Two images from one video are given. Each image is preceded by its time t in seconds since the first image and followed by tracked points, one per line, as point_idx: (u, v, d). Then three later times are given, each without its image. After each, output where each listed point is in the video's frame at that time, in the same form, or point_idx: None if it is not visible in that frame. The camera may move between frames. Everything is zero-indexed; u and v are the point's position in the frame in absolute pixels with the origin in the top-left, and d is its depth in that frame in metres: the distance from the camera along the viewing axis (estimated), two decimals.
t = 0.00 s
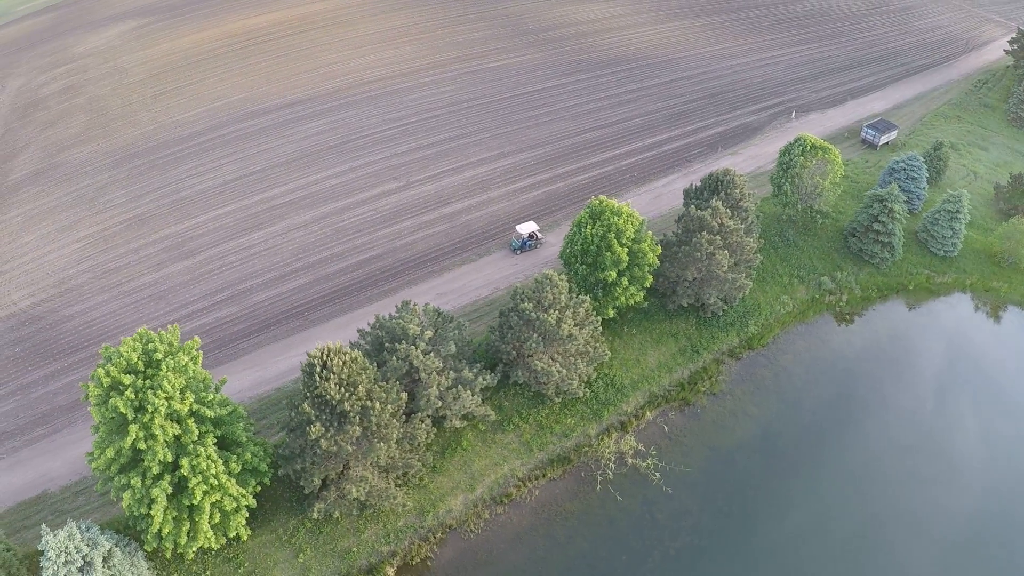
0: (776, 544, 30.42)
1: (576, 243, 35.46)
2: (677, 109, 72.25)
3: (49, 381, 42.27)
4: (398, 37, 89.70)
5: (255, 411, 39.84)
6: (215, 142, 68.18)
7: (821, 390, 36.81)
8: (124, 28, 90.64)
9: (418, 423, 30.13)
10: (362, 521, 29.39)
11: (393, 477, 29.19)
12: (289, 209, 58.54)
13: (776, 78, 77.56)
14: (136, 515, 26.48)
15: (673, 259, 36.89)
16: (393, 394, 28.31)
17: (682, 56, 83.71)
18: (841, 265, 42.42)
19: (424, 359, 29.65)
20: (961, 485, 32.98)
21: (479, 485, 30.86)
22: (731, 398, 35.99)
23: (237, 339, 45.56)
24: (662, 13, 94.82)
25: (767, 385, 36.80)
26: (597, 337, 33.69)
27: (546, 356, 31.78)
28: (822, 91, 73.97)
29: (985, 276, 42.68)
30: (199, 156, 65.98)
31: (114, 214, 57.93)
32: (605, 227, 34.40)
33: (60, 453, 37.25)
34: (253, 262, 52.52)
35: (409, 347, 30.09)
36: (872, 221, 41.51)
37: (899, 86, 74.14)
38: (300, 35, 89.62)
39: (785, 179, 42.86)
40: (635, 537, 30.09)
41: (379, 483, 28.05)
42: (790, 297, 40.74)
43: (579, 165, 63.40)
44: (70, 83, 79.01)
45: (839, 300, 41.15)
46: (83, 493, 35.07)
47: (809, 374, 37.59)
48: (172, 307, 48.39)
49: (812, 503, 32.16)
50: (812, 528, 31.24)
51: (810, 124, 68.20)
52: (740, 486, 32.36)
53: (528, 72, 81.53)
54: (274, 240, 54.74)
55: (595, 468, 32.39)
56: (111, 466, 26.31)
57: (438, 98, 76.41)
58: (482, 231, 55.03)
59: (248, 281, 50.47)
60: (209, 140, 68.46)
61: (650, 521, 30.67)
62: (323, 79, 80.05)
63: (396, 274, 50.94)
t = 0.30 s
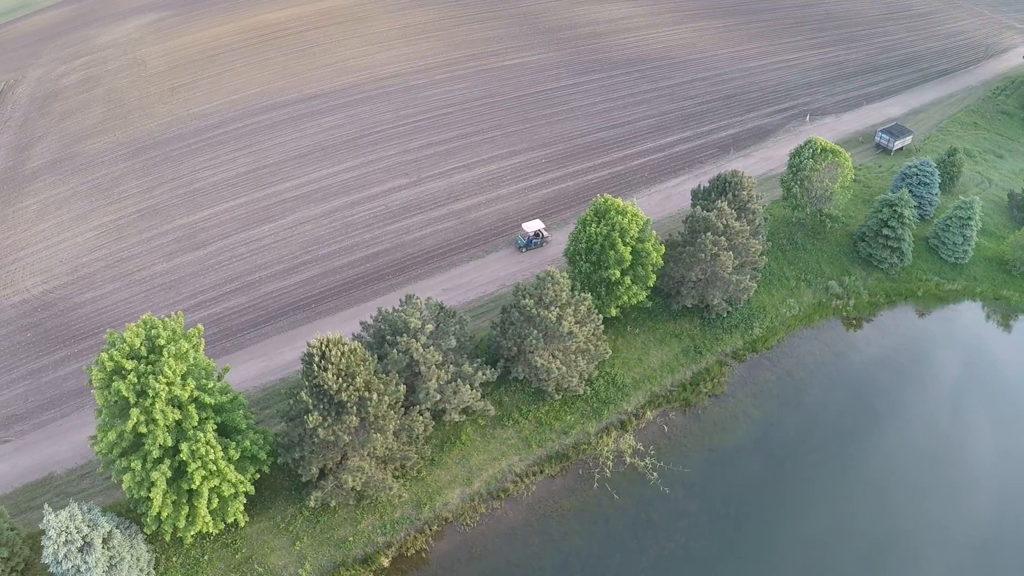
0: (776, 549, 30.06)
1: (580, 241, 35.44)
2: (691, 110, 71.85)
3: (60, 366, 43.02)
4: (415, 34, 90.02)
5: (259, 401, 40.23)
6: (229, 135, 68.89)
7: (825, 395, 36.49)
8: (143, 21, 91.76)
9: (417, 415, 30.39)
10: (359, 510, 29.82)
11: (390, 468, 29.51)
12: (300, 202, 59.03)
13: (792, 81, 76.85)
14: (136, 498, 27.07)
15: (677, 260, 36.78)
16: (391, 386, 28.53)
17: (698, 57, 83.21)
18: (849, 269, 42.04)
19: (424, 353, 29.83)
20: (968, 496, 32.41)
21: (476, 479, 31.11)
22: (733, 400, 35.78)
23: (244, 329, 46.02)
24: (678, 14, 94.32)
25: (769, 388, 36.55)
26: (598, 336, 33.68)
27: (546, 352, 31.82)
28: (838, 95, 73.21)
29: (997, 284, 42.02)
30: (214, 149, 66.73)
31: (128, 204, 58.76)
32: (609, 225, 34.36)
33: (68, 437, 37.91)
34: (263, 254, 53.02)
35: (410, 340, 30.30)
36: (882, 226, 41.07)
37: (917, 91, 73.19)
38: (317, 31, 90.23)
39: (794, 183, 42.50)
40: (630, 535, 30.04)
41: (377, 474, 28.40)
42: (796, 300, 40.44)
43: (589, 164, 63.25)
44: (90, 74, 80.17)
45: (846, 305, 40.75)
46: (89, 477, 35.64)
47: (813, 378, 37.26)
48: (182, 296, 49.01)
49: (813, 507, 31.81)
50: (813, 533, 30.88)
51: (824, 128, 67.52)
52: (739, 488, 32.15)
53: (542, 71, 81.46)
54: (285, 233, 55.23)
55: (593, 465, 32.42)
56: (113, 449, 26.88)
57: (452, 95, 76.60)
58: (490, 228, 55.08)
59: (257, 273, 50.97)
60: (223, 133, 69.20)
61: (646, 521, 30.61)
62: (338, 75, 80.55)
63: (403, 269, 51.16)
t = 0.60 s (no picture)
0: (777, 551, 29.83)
1: (585, 238, 35.46)
2: (704, 112, 71.45)
3: (71, 351, 43.72)
4: (431, 31, 90.29)
5: (264, 391, 40.58)
6: (243, 128, 69.53)
7: (829, 398, 36.20)
8: (163, 15, 92.86)
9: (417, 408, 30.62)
10: (357, 501, 30.15)
11: (389, 459, 29.77)
12: (311, 196, 59.46)
13: (808, 84, 76.18)
14: (137, 481, 27.45)
15: (682, 260, 36.73)
16: (391, 378, 28.77)
17: (713, 59, 82.74)
18: (858, 274, 41.69)
19: (425, 346, 30.00)
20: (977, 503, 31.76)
21: (474, 473, 31.27)
22: (735, 402, 35.62)
23: (252, 320, 46.46)
24: (695, 15, 93.84)
25: (773, 391, 36.34)
26: (599, 334, 33.68)
27: (548, 349, 31.86)
28: (853, 99, 72.47)
29: (1008, 292, 41.39)
30: (228, 141, 67.39)
31: (142, 195, 59.54)
32: (614, 224, 34.32)
33: (76, 421, 38.53)
34: (272, 246, 53.48)
35: (411, 333, 30.49)
36: (891, 230, 40.65)
37: (934, 97, 72.24)
38: (334, 26, 90.80)
39: (804, 185, 42.19)
40: (627, 533, 30.04)
41: (375, 464, 28.66)
42: (803, 303, 40.16)
43: (600, 163, 63.09)
44: (109, 66, 81.28)
45: (854, 309, 40.41)
46: (94, 461, 36.16)
47: (817, 382, 36.98)
48: (192, 286, 49.60)
49: (814, 511, 31.50)
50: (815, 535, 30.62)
51: (839, 131, 66.84)
52: (738, 490, 31.99)
53: (556, 70, 81.38)
54: (295, 226, 55.64)
55: (592, 463, 32.46)
56: (115, 433, 27.21)
57: (465, 92, 76.75)
58: (499, 225, 55.08)
59: (266, 265, 51.43)
60: (237, 127, 69.86)
61: (643, 519, 30.57)
62: (353, 70, 81.00)
63: (411, 264, 51.29)
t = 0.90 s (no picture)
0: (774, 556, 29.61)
1: (590, 238, 35.45)
2: (718, 114, 71.04)
3: (82, 339, 44.39)
4: (447, 30, 90.54)
5: (269, 382, 40.89)
6: (259, 124, 70.15)
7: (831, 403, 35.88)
8: (183, 10, 93.96)
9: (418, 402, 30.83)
10: (357, 492, 30.49)
11: (389, 452, 30.04)
12: (323, 191, 59.85)
13: (824, 89, 75.52)
14: (141, 466, 28.14)
15: (688, 261, 36.63)
16: (391, 371, 28.97)
17: (729, 62, 82.25)
18: (867, 279, 41.31)
19: (427, 340, 30.20)
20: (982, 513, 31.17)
21: (474, 469, 31.43)
22: (737, 405, 35.40)
23: (261, 312, 46.87)
24: (712, 18, 93.38)
25: (777, 395, 36.03)
26: (603, 333, 33.64)
27: (550, 347, 31.92)
28: (869, 105, 71.77)
29: (1019, 302, 40.81)
30: (242, 136, 68.05)
31: (157, 187, 60.31)
32: (619, 223, 34.29)
33: (84, 407, 39.14)
34: (283, 239, 53.90)
35: (414, 328, 30.70)
36: (901, 236, 40.22)
37: (952, 104, 71.36)
38: (351, 24, 91.35)
39: (814, 190, 41.88)
40: (624, 533, 29.98)
41: (374, 456, 28.96)
42: (810, 308, 39.87)
43: (611, 164, 62.92)
44: (128, 59, 82.39)
45: (861, 314, 40.07)
46: (100, 446, 36.70)
47: (821, 387, 36.65)
48: (202, 278, 50.16)
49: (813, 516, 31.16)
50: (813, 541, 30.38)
51: (853, 137, 66.19)
52: (737, 494, 31.70)
53: (571, 71, 81.27)
54: (306, 220, 56.05)
55: (591, 462, 32.46)
56: (119, 418, 27.88)
57: (479, 91, 76.91)
58: (509, 224, 55.07)
59: (276, 258, 51.84)
60: (252, 121, 70.52)
61: (640, 520, 30.47)
62: (369, 68, 81.43)
63: (419, 260, 51.41)
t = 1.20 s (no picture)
0: (769, 560, 29.42)
1: (592, 238, 35.37)
2: (729, 118, 70.64)
3: (89, 330, 44.93)
4: (461, 30, 90.73)
5: (271, 376, 41.13)
6: (270, 121, 70.70)
7: (834, 410, 35.53)
8: (200, 7, 94.94)
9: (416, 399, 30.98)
10: (354, 487, 30.68)
11: (386, 447, 30.27)
12: (332, 188, 60.17)
13: (837, 94, 74.89)
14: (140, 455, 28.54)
15: (690, 264, 36.48)
16: (388, 367, 29.11)
17: (742, 66, 81.79)
18: (873, 286, 40.93)
19: (426, 338, 30.29)
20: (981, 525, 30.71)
21: (470, 467, 31.52)
22: (738, 409, 35.17)
23: (265, 308, 47.21)
24: (727, 22, 92.94)
25: (778, 401, 35.74)
26: (602, 333, 33.57)
27: (549, 348, 31.91)
28: (882, 111, 71.09)
29: None
30: (254, 133, 68.60)
31: (168, 181, 60.94)
32: (622, 224, 34.19)
33: (89, 397, 39.63)
34: (290, 236, 54.26)
35: (413, 325, 30.79)
36: (909, 243, 39.79)
37: (966, 111, 70.52)
38: (366, 23, 91.82)
39: (822, 195, 41.49)
40: (618, 535, 29.88)
41: (370, 451, 29.19)
42: (815, 313, 39.54)
43: (620, 165, 62.73)
44: (144, 55, 83.36)
45: (866, 321, 39.68)
46: (103, 436, 37.09)
47: (823, 393, 36.34)
48: (209, 272, 50.61)
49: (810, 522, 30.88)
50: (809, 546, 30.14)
51: (865, 142, 65.56)
52: (734, 498, 31.50)
53: (583, 72, 81.20)
54: (314, 217, 56.37)
55: (588, 463, 32.42)
56: (120, 408, 28.29)
57: (491, 92, 77.01)
58: (515, 224, 55.04)
59: (283, 254, 52.20)
60: (264, 118, 71.08)
61: (634, 522, 30.37)
62: (381, 67, 81.79)
63: (424, 258, 51.52)
